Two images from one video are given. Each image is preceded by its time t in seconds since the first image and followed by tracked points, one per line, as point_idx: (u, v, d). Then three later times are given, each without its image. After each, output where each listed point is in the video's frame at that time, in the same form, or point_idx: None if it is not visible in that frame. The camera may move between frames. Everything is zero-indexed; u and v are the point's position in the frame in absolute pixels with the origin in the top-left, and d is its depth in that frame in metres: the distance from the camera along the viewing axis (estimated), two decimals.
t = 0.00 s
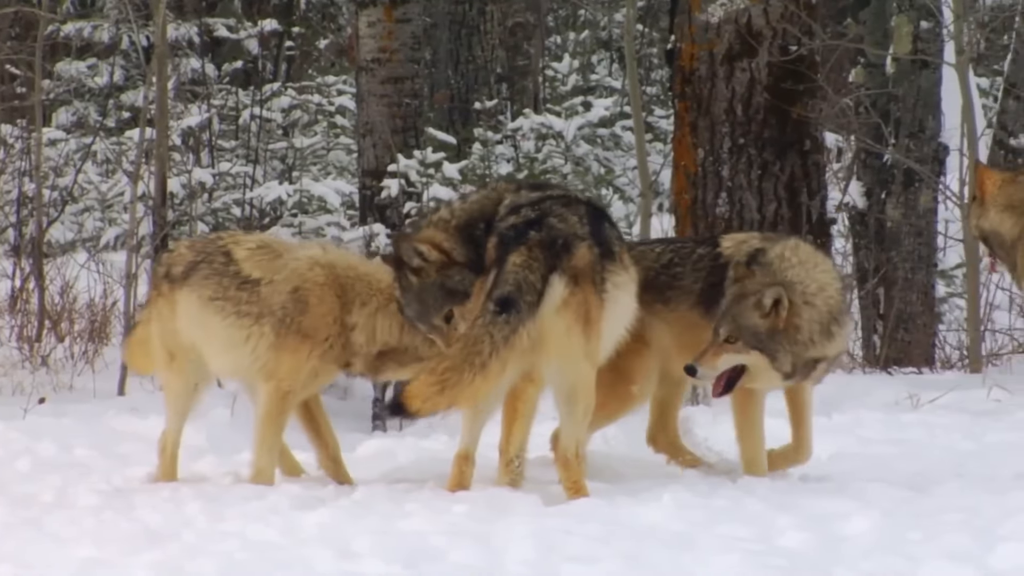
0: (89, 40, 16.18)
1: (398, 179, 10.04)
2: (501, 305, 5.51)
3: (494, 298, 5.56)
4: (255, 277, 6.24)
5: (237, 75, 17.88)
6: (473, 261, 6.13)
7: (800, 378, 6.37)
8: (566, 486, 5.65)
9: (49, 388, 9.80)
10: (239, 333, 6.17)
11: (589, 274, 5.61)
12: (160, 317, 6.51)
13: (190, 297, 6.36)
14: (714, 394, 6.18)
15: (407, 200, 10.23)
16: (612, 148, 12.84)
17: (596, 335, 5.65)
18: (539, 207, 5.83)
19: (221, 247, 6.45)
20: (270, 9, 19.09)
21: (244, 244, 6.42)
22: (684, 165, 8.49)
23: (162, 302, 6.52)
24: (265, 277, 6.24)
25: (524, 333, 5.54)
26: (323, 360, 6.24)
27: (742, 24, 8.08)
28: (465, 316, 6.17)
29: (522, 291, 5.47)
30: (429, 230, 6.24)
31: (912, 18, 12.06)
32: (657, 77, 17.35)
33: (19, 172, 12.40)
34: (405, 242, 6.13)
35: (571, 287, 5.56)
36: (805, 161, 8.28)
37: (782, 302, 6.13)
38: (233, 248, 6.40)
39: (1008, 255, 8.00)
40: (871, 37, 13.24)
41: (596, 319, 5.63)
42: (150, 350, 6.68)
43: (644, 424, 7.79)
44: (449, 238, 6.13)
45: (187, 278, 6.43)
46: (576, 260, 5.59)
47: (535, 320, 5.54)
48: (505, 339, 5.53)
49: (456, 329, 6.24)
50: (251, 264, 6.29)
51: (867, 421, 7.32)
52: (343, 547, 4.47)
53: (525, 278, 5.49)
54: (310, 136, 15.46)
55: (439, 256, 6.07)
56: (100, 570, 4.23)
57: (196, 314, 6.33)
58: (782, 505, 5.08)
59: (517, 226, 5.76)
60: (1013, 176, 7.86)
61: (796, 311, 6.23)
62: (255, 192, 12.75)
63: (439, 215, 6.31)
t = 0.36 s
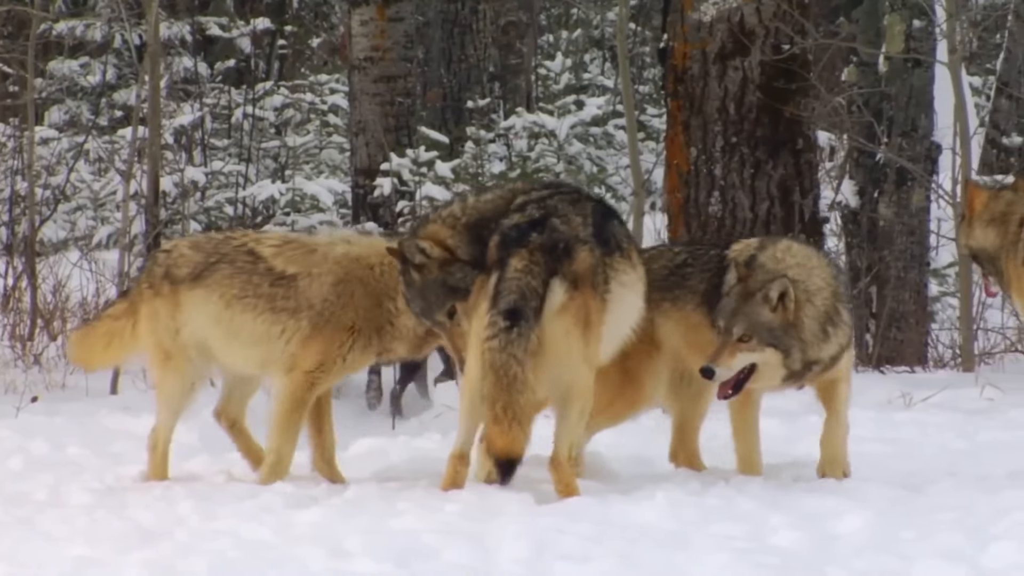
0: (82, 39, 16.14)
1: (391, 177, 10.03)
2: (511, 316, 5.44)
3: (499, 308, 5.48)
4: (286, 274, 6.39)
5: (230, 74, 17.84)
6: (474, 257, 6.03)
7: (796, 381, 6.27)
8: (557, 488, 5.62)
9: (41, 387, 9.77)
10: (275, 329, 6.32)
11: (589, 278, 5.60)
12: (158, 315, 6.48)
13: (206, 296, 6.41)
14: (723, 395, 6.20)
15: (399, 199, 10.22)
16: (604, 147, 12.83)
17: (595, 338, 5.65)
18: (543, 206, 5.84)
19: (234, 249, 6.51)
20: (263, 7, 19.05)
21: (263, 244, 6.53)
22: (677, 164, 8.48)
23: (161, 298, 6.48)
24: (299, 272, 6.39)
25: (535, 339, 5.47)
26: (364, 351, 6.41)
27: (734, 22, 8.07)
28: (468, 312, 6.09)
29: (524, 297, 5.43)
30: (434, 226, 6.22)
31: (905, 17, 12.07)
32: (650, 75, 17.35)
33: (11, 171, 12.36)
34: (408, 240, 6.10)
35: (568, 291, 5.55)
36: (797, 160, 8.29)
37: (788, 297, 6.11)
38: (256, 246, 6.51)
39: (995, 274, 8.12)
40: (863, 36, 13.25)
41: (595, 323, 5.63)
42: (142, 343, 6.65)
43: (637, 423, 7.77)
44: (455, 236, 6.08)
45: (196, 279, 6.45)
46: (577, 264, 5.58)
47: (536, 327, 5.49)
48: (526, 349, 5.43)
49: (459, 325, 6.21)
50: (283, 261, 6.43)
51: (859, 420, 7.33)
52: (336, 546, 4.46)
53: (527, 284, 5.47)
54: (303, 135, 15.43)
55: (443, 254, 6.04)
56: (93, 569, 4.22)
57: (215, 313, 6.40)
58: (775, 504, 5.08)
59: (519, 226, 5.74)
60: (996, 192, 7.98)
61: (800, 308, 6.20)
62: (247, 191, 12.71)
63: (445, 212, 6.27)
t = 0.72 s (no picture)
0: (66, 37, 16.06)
1: (375, 176, 10.02)
2: (501, 315, 5.38)
3: (489, 308, 5.42)
4: (311, 268, 6.55)
5: (215, 73, 17.77)
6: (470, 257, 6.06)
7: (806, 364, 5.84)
8: (543, 489, 5.58)
9: (26, 386, 9.71)
10: (307, 320, 6.50)
11: (579, 282, 5.63)
12: (159, 312, 6.46)
13: (223, 290, 6.47)
14: (737, 365, 5.85)
15: (384, 198, 10.22)
16: (589, 145, 12.83)
17: (583, 342, 5.69)
18: (539, 206, 5.81)
19: (252, 243, 6.60)
20: (248, 6, 19.00)
21: (282, 237, 6.66)
22: (662, 162, 8.50)
23: (164, 293, 6.46)
24: (325, 263, 6.57)
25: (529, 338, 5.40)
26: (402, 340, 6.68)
27: (720, 21, 8.08)
28: (457, 312, 6.08)
29: (518, 299, 5.40)
30: (433, 227, 6.29)
31: (890, 15, 12.11)
32: (635, 74, 17.36)
33: None
34: (405, 238, 6.15)
35: (560, 295, 5.57)
36: (783, 159, 8.28)
37: (796, 267, 5.82)
38: (273, 238, 6.64)
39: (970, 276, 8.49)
40: (848, 34, 13.27)
41: (583, 327, 5.67)
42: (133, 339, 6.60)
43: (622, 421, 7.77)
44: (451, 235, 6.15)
45: (208, 274, 6.48)
46: (568, 269, 5.59)
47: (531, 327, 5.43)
48: (518, 347, 5.35)
49: (449, 325, 6.20)
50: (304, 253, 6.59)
51: (844, 418, 7.36)
52: (322, 545, 4.45)
53: (517, 285, 5.42)
54: (288, 134, 15.38)
55: (439, 252, 6.10)
56: (78, 568, 4.20)
57: (233, 307, 6.48)
58: (761, 502, 5.09)
59: (513, 227, 5.72)
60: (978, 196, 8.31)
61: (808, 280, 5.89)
62: (232, 190, 12.67)
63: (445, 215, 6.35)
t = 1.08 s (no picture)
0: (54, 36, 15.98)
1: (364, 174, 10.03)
2: (483, 308, 5.40)
3: (474, 299, 5.44)
4: (354, 260, 6.67)
5: (203, 72, 17.72)
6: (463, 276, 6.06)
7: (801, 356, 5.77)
8: (532, 489, 5.66)
9: (13, 386, 9.64)
10: (354, 313, 6.59)
11: (573, 282, 5.57)
12: (179, 308, 6.40)
13: (258, 281, 6.52)
14: (739, 349, 5.73)
15: (374, 197, 10.21)
16: (578, 145, 12.82)
17: (577, 342, 5.65)
18: (536, 203, 5.84)
19: (284, 235, 6.70)
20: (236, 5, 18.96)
21: (317, 230, 6.78)
22: (651, 162, 8.48)
23: (186, 289, 6.40)
24: (365, 257, 6.69)
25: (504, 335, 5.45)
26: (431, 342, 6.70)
27: (708, 20, 8.10)
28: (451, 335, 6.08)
29: (505, 296, 5.41)
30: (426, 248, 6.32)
31: (878, 15, 12.09)
32: (624, 73, 17.36)
33: None
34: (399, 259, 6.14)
35: (552, 294, 5.53)
36: (772, 158, 8.29)
37: (796, 250, 5.82)
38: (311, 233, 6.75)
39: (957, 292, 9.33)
40: (837, 34, 13.34)
41: (577, 326, 5.62)
42: (144, 338, 6.49)
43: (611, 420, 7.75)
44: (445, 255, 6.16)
45: (239, 266, 6.50)
46: (561, 269, 5.55)
47: (510, 323, 5.46)
48: (487, 341, 5.40)
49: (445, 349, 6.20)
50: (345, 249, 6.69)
51: (833, 417, 7.37)
52: (310, 543, 4.44)
53: (507, 283, 5.43)
54: (277, 133, 15.33)
55: (433, 274, 6.11)
56: (66, 567, 4.18)
57: (271, 298, 6.54)
58: (750, 501, 5.10)
59: (508, 226, 5.71)
60: (959, 214, 9.32)
61: (807, 266, 5.89)
62: (221, 188, 12.66)
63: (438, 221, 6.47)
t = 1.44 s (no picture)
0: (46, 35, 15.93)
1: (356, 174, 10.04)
2: (473, 300, 5.43)
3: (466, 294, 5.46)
4: (394, 253, 6.76)
5: (196, 71, 17.69)
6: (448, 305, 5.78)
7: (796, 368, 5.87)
8: (524, 488, 5.65)
9: (5, 385, 9.59)
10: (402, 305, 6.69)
11: (569, 279, 5.58)
12: (213, 308, 6.32)
13: (299, 280, 6.50)
14: (730, 364, 5.75)
15: (366, 196, 10.22)
16: (570, 144, 12.81)
17: (572, 340, 5.65)
18: (530, 202, 5.79)
19: (322, 230, 6.70)
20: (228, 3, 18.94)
21: (353, 224, 6.81)
22: (643, 161, 8.47)
23: (221, 286, 6.32)
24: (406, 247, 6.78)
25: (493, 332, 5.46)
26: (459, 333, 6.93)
27: (700, 20, 8.09)
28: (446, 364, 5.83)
29: (497, 293, 5.43)
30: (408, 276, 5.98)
31: (871, 14, 12.11)
32: (616, 72, 17.37)
33: None
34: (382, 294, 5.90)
35: (547, 292, 5.54)
36: (764, 157, 8.30)
37: (788, 266, 5.89)
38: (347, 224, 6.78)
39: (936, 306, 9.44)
40: (829, 33, 13.37)
41: (571, 324, 5.62)
42: (169, 332, 6.40)
43: (604, 420, 7.74)
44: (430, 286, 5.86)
45: (277, 265, 6.46)
46: (557, 266, 5.56)
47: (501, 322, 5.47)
48: (469, 335, 5.42)
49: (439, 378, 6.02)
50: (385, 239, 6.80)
51: (826, 417, 7.37)
52: (302, 543, 4.43)
53: (501, 280, 5.44)
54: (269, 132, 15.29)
55: (416, 305, 5.82)
56: (58, 567, 4.16)
57: (315, 296, 6.56)
58: (743, 501, 5.10)
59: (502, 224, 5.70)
60: (935, 228, 9.43)
61: (799, 282, 5.97)
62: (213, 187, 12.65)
63: (431, 228, 6.41)
